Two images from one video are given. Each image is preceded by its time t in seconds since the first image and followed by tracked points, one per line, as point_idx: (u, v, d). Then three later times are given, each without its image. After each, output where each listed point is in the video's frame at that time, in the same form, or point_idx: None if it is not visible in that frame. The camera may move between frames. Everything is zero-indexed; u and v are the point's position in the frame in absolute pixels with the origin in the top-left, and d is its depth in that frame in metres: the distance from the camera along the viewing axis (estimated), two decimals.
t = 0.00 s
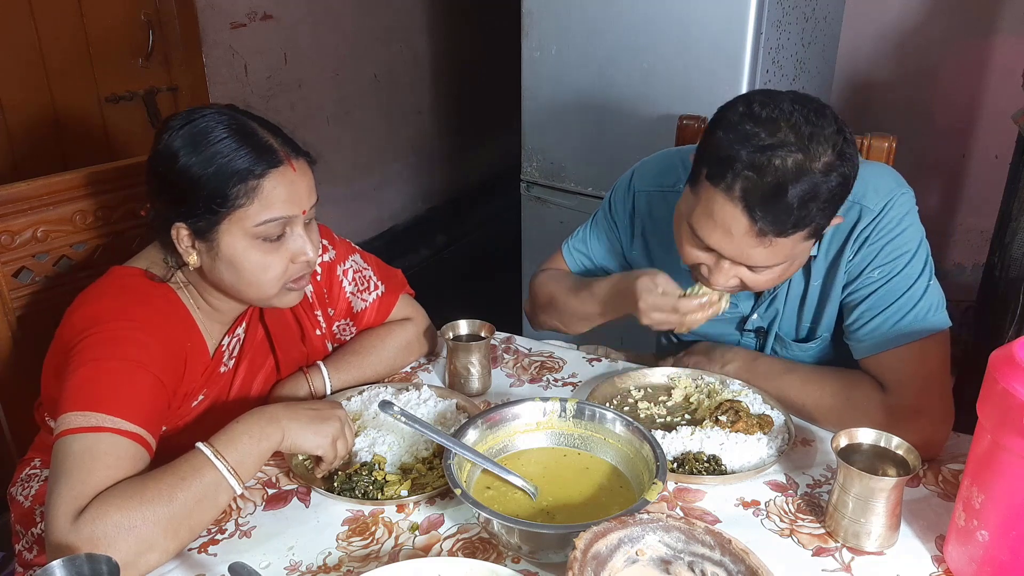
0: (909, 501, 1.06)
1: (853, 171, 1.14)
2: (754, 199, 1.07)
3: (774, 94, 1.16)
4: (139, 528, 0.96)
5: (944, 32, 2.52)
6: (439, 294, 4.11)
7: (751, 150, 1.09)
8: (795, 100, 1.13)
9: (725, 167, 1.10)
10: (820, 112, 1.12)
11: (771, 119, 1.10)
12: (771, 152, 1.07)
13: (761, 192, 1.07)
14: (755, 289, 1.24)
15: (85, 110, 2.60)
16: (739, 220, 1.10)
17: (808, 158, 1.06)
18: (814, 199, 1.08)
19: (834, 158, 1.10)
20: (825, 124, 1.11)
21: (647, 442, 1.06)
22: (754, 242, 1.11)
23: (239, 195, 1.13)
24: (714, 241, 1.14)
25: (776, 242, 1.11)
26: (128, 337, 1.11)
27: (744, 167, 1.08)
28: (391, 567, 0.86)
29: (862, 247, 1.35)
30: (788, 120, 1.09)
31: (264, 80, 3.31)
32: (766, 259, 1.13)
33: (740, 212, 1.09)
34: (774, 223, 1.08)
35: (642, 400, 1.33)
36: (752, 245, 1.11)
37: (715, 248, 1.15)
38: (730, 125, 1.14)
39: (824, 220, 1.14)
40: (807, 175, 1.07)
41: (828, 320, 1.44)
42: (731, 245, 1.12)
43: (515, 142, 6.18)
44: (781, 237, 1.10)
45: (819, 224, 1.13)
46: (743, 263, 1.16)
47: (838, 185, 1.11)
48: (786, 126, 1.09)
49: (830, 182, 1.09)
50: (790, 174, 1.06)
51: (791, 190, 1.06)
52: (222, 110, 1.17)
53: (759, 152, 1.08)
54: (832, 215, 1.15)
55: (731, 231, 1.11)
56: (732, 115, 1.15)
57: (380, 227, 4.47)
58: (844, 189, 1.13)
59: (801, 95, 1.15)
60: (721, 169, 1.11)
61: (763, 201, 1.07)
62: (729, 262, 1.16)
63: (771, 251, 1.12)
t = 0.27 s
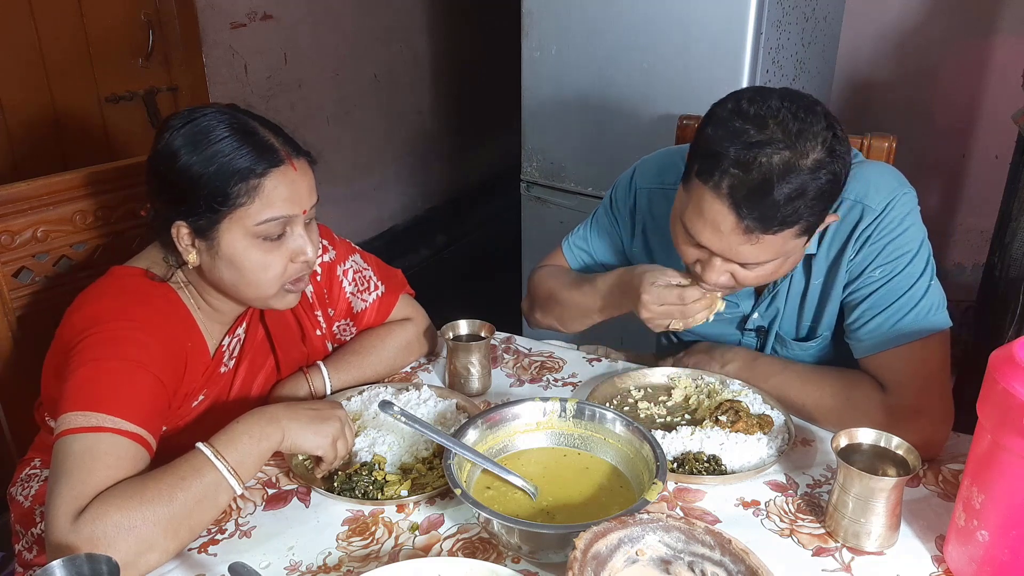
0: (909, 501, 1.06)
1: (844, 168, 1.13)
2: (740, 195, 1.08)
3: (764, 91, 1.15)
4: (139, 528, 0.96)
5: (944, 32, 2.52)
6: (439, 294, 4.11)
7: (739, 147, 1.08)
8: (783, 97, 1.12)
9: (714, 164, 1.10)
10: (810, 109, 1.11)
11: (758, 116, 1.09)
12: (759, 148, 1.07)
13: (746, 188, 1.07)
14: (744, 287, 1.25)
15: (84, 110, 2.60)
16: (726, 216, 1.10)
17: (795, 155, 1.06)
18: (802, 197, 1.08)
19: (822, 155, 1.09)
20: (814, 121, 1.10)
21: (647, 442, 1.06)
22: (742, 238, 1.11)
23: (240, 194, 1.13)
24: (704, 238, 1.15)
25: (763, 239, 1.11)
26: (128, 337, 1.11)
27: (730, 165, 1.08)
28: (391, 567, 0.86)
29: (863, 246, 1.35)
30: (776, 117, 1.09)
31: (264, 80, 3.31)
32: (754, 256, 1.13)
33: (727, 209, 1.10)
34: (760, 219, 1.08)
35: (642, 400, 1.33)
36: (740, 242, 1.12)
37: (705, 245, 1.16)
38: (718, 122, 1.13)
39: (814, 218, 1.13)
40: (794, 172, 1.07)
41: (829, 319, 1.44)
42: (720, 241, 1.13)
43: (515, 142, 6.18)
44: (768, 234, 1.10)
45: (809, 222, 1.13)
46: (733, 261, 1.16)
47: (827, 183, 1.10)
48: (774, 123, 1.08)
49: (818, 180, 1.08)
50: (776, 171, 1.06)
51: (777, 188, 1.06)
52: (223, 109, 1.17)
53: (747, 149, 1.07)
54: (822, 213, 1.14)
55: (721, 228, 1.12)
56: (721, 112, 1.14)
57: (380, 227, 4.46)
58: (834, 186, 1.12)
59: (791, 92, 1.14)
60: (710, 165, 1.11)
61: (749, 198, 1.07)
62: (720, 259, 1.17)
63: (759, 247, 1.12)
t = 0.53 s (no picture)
0: (909, 501, 1.06)
1: (856, 167, 1.14)
2: (752, 198, 1.08)
3: (774, 91, 1.15)
4: (139, 528, 0.96)
5: (943, 32, 2.52)
6: (439, 294, 4.11)
7: (751, 150, 1.08)
8: (794, 98, 1.13)
9: (726, 166, 1.10)
10: (822, 109, 1.11)
11: (771, 117, 1.10)
12: (771, 151, 1.07)
13: (759, 191, 1.07)
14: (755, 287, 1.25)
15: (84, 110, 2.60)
16: (738, 217, 1.10)
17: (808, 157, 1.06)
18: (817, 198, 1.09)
19: (835, 156, 1.10)
20: (827, 121, 1.10)
21: (647, 442, 1.06)
22: (755, 240, 1.11)
23: (241, 193, 1.13)
24: (715, 239, 1.14)
25: (776, 240, 1.11)
26: (128, 337, 1.11)
27: (741, 168, 1.08)
28: (391, 567, 0.86)
29: (868, 245, 1.35)
30: (788, 118, 1.09)
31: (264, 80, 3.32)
32: (767, 257, 1.14)
33: (739, 210, 1.10)
34: (773, 222, 1.08)
35: (642, 399, 1.33)
36: (753, 243, 1.11)
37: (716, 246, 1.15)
38: (729, 125, 1.13)
39: (827, 218, 1.15)
40: (808, 174, 1.07)
41: (832, 317, 1.44)
42: (732, 242, 1.12)
43: (515, 142, 6.18)
44: (782, 235, 1.10)
45: (822, 222, 1.14)
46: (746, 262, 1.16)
47: (839, 184, 1.11)
48: (787, 124, 1.08)
49: (831, 181, 1.09)
50: (789, 173, 1.07)
51: (791, 190, 1.07)
52: (223, 108, 1.18)
53: (759, 152, 1.08)
54: (834, 213, 1.15)
55: (732, 229, 1.11)
56: (733, 113, 1.15)
57: (380, 227, 4.46)
58: (846, 186, 1.13)
59: (800, 92, 1.15)
60: (721, 166, 1.11)
61: (762, 201, 1.07)
62: (733, 260, 1.16)
63: (772, 249, 1.12)
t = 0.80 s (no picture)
0: (909, 501, 1.06)
1: (869, 162, 1.14)
2: (766, 194, 1.08)
3: (789, 86, 1.13)
4: (139, 528, 0.96)
5: (943, 32, 2.51)
6: (439, 294, 4.11)
7: (765, 146, 1.07)
8: (810, 92, 1.11)
9: (739, 162, 1.09)
10: (837, 103, 1.10)
11: (785, 113, 1.08)
12: (785, 147, 1.06)
13: (772, 187, 1.07)
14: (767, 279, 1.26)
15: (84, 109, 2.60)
16: (753, 214, 1.10)
17: (822, 153, 1.06)
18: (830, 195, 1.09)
19: (850, 151, 1.09)
20: (841, 116, 1.09)
21: (647, 442, 1.06)
22: (769, 235, 1.12)
23: (242, 193, 1.13)
24: (728, 233, 1.15)
25: (789, 236, 1.12)
26: (128, 338, 1.11)
27: (756, 163, 1.08)
28: (391, 567, 0.86)
29: (875, 243, 1.35)
30: (802, 114, 1.08)
31: (264, 80, 3.32)
32: (781, 252, 1.14)
33: (753, 206, 1.09)
34: (788, 217, 1.09)
35: (642, 399, 1.33)
36: (766, 239, 1.12)
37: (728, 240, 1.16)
38: (742, 121, 1.12)
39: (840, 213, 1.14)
40: (822, 170, 1.07)
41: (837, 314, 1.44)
42: (745, 237, 1.13)
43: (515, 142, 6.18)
44: (796, 231, 1.11)
45: (835, 216, 1.14)
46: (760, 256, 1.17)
47: (853, 179, 1.11)
48: (801, 120, 1.07)
49: (844, 176, 1.09)
50: (803, 170, 1.06)
51: (805, 187, 1.06)
52: (225, 108, 1.18)
53: (773, 148, 1.07)
54: (848, 207, 1.15)
55: (745, 224, 1.11)
56: (745, 109, 1.13)
57: (380, 227, 4.46)
58: (860, 180, 1.13)
59: (814, 87, 1.12)
60: (734, 162, 1.10)
61: (776, 197, 1.07)
62: (745, 254, 1.17)
63: (785, 244, 1.13)
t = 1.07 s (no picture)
0: (909, 501, 1.06)
1: (886, 160, 1.13)
2: (782, 187, 1.08)
3: (808, 79, 1.13)
4: (139, 528, 0.96)
5: (943, 32, 2.51)
6: (439, 294, 4.11)
7: (783, 139, 1.07)
8: (830, 87, 1.10)
9: (757, 154, 1.10)
10: (857, 99, 1.09)
11: (804, 106, 1.08)
12: (803, 140, 1.06)
13: (788, 180, 1.07)
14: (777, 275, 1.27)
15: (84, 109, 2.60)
16: (767, 206, 1.10)
17: (839, 147, 1.05)
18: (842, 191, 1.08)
19: (867, 147, 1.08)
20: (860, 111, 1.08)
21: (647, 442, 1.06)
22: (782, 229, 1.12)
23: (242, 194, 1.13)
24: (741, 225, 1.15)
25: (803, 230, 1.12)
26: (129, 338, 1.11)
27: (773, 156, 1.08)
28: (391, 567, 0.86)
29: (886, 241, 1.34)
30: (821, 108, 1.07)
31: (264, 80, 3.32)
32: (793, 245, 1.14)
33: (769, 199, 1.10)
34: (802, 211, 1.09)
35: (642, 399, 1.33)
36: (778, 232, 1.12)
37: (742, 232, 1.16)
38: (761, 113, 1.12)
39: (853, 209, 1.14)
40: (838, 164, 1.06)
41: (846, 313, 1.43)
42: (759, 229, 1.13)
43: (515, 142, 6.19)
44: (809, 225, 1.11)
45: (849, 212, 1.14)
46: (771, 250, 1.17)
47: (869, 175, 1.10)
48: (819, 113, 1.07)
49: (860, 171, 1.08)
50: (820, 164, 1.06)
51: (820, 182, 1.06)
52: (226, 108, 1.18)
53: (791, 141, 1.07)
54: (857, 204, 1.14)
55: (759, 216, 1.12)
56: (765, 102, 1.13)
57: (380, 227, 4.46)
58: (875, 176, 1.12)
59: (835, 82, 1.12)
60: (752, 154, 1.11)
61: (792, 189, 1.07)
62: (758, 247, 1.17)
63: (798, 238, 1.13)
